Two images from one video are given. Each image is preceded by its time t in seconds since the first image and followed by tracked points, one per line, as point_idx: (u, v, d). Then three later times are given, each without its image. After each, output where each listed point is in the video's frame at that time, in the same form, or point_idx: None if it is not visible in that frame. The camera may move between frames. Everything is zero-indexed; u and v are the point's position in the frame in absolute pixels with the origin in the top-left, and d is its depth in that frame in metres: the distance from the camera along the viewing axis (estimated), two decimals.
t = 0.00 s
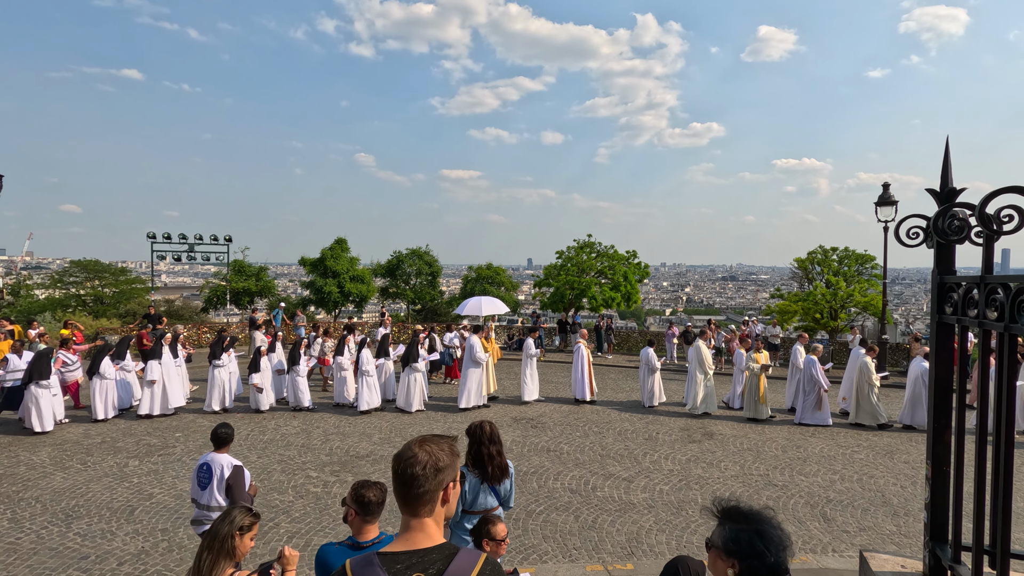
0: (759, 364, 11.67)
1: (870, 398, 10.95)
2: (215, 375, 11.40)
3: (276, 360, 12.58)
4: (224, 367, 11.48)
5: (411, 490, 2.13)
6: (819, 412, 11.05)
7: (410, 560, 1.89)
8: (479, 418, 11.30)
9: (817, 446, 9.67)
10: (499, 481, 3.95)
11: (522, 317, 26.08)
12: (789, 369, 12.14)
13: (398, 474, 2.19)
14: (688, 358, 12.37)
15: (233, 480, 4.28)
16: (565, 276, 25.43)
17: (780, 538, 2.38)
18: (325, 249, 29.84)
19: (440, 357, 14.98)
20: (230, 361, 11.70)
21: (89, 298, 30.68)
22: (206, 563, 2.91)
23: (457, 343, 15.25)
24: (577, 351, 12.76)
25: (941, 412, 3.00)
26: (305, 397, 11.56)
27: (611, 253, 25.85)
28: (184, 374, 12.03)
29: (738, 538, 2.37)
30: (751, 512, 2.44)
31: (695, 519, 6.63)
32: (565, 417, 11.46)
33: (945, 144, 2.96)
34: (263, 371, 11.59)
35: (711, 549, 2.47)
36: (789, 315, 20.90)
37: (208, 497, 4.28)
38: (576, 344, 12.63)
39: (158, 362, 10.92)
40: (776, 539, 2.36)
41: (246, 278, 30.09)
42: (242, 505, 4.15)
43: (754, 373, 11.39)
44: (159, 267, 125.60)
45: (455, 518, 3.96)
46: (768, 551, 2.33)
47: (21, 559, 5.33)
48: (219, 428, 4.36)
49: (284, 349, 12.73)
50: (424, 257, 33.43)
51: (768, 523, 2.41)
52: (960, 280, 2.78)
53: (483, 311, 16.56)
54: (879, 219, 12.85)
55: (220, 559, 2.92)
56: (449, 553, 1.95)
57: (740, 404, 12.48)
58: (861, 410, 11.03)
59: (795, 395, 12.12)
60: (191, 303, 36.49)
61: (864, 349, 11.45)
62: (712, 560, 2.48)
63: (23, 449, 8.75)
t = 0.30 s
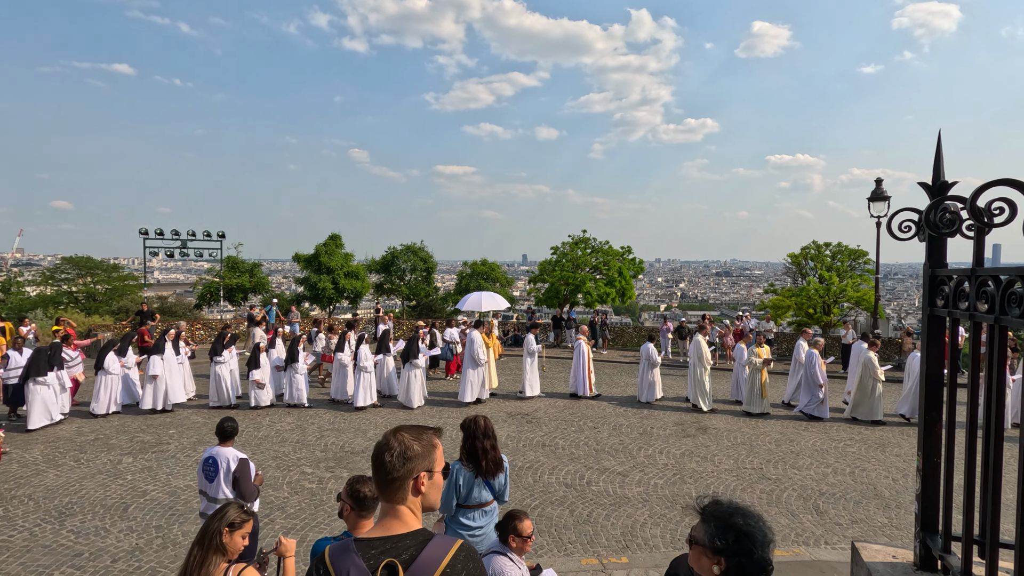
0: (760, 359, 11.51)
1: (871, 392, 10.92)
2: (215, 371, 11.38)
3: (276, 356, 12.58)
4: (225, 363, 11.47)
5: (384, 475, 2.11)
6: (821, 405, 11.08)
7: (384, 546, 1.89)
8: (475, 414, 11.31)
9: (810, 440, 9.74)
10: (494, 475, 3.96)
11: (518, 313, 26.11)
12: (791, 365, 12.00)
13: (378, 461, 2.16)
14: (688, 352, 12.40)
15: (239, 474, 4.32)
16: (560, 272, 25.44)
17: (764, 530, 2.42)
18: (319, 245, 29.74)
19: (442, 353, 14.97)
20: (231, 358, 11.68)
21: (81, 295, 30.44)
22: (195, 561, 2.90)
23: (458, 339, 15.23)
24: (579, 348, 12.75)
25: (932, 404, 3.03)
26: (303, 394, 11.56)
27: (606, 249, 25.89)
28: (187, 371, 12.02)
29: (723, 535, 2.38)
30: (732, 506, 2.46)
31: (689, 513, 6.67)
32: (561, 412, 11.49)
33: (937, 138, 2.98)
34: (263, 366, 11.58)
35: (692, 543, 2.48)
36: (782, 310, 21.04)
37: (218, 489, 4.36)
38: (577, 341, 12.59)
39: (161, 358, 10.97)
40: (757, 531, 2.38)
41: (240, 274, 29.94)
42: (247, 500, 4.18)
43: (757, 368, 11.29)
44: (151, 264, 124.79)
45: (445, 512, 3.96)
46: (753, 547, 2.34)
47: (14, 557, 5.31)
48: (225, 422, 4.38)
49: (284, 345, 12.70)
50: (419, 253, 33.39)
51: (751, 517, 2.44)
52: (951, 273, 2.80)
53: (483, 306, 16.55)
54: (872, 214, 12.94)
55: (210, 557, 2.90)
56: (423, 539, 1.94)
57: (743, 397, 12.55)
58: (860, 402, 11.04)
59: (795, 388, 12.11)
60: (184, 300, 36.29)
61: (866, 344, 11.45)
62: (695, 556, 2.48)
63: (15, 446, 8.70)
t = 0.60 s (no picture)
0: (766, 356, 11.63)
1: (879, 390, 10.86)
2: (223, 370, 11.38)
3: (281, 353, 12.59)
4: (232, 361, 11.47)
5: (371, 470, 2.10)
6: (828, 403, 11.04)
7: (365, 543, 1.88)
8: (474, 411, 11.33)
9: (807, 436, 9.78)
10: (491, 472, 3.97)
11: (517, 311, 26.13)
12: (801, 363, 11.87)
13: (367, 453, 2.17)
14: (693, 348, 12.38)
15: (252, 469, 4.36)
16: (558, 269, 25.44)
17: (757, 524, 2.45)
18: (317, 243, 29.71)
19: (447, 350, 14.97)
20: (237, 356, 11.75)
21: (79, 294, 30.39)
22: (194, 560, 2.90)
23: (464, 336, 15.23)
24: (585, 345, 12.76)
25: (927, 400, 3.05)
26: (305, 391, 11.57)
27: (605, 246, 25.89)
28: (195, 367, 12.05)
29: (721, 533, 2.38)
30: (726, 504, 2.47)
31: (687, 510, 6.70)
32: (559, 409, 11.51)
33: (933, 135, 2.99)
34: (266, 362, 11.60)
35: (687, 542, 2.47)
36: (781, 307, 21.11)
37: (229, 486, 4.35)
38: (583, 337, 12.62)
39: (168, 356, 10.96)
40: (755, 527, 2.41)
41: (239, 272, 29.90)
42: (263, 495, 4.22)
43: (762, 366, 11.44)
44: (149, 262, 124.58)
45: (442, 508, 3.97)
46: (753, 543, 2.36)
47: (14, 555, 5.32)
48: (236, 419, 4.41)
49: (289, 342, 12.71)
50: (418, 251, 33.39)
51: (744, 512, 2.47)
52: (946, 270, 2.82)
53: (488, 303, 16.59)
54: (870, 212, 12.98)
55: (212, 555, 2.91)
56: (403, 536, 1.94)
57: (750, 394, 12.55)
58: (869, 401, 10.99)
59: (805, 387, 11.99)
60: (183, 298, 36.23)
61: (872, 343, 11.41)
62: (690, 557, 2.45)
63: (14, 444, 8.70)
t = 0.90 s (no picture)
0: (777, 355, 11.59)
1: (889, 389, 10.88)
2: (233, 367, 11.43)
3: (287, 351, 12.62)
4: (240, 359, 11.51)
5: (363, 465, 2.12)
6: (838, 401, 11.01)
7: (357, 541, 1.87)
8: (476, 409, 11.35)
9: (810, 434, 9.77)
10: (493, 469, 3.98)
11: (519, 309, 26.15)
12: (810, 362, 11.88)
13: (364, 450, 2.16)
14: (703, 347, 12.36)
15: (278, 464, 4.46)
16: (561, 267, 25.39)
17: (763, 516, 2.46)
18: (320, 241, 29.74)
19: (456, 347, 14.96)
20: (246, 353, 11.98)
21: (83, 292, 30.49)
22: (200, 557, 2.93)
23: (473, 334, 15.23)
24: (593, 342, 12.75)
25: (931, 398, 3.04)
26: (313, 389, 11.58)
27: (607, 243, 25.85)
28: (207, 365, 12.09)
29: (739, 530, 2.38)
30: (734, 500, 2.47)
31: (689, 507, 6.70)
32: (562, 407, 11.52)
33: (937, 132, 2.98)
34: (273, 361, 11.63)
35: (698, 543, 2.46)
36: (783, 304, 21.07)
37: (253, 483, 4.41)
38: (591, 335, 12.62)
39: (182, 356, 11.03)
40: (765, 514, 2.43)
41: (241, 270, 29.94)
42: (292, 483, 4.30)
43: (772, 364, 11.43)
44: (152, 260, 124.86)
45: (445, 506, 3.99)
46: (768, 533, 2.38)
47: (19, 552, 5.35)
48: (256, 416, 4.49)
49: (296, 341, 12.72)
50: (420, 249, 33.39)
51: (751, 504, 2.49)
52: (949, 268, 2.81)
53: (498, 301, 16.62)
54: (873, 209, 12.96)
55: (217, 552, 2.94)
56: (395, 533, 1.93)
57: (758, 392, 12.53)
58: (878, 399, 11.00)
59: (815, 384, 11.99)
60: (185, 296, 36.28)
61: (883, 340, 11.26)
62: (703, 557, 2.44)
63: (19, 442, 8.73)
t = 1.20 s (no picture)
0: (793, 353, 11.45)
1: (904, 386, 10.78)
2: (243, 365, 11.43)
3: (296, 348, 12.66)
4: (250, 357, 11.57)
5: (366, 461, 2.13)
6: (853, 399, 10.91)
7: (363, 536, 1.88)
8: (481, 407, 11.35)
9: (816, 432, 9.74)
10: (499, 466, 3.99)
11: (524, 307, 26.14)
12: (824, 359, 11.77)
13: (365, 449, 2.17)
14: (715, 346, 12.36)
15: (301, 459, 4.59)
16: (565, 265, 25.35)
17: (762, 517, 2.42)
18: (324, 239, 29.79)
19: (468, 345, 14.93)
20: (256, 350, 12.05)
21: (90, 290, 30.71)
22: (214, 559, 2.92)
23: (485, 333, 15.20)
24: (602, 340, 12.74)
25: (939, 396, 3.02)
26: (323, 386, 11.61)
27: (612, 241, 25.79)
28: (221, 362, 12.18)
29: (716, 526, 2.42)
30: (718, 496, 2.50)
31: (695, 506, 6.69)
32: (567, 405, 11.52)
33: (946, 128, 2.96)
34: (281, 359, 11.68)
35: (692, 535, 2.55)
36: (789, 302, 20.96)
37: (280, 479, 4.51)
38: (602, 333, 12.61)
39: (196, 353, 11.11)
40: (734, 512, 2.40)
41: (247, 268, 30.02)
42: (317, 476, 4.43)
43: (786, 363, 11.33)
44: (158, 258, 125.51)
45: (450, 504, 3.99)
46: (739, 533, 2.36)
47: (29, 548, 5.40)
48: (276, 413, 4.59)
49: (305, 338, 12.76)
50: (425, 247, 33.36)
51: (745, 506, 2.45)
52: (959, 265, 2.79)
53: (510, 297, 16.62)
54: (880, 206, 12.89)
55: (228, 550, 2.95)
56: (401, 527, 1.94)
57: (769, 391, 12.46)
58: (892, 396, 10.93)
59: (828, 382, 11.93)
60: (191, 295, 36.44)
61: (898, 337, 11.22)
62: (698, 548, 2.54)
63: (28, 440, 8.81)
